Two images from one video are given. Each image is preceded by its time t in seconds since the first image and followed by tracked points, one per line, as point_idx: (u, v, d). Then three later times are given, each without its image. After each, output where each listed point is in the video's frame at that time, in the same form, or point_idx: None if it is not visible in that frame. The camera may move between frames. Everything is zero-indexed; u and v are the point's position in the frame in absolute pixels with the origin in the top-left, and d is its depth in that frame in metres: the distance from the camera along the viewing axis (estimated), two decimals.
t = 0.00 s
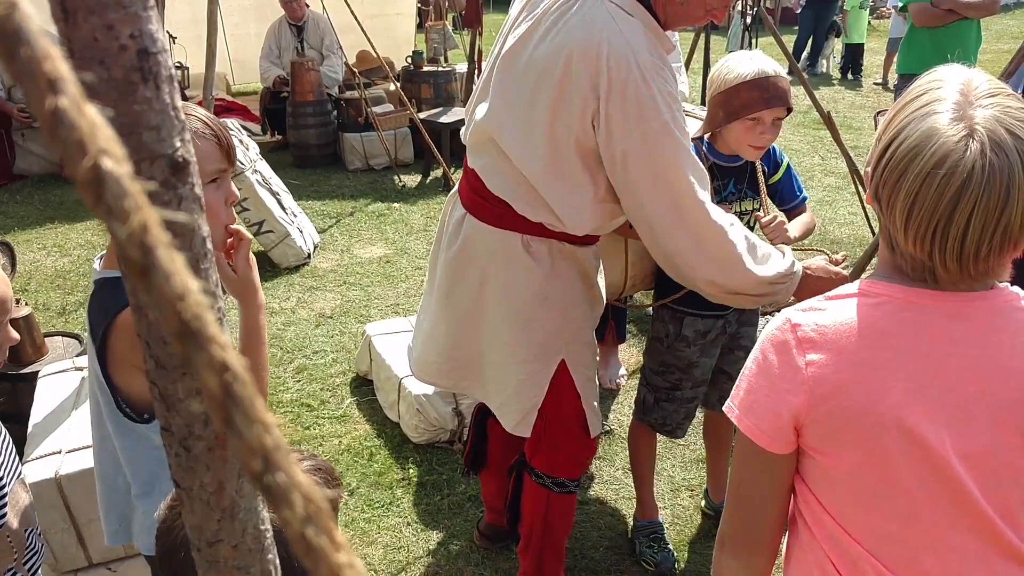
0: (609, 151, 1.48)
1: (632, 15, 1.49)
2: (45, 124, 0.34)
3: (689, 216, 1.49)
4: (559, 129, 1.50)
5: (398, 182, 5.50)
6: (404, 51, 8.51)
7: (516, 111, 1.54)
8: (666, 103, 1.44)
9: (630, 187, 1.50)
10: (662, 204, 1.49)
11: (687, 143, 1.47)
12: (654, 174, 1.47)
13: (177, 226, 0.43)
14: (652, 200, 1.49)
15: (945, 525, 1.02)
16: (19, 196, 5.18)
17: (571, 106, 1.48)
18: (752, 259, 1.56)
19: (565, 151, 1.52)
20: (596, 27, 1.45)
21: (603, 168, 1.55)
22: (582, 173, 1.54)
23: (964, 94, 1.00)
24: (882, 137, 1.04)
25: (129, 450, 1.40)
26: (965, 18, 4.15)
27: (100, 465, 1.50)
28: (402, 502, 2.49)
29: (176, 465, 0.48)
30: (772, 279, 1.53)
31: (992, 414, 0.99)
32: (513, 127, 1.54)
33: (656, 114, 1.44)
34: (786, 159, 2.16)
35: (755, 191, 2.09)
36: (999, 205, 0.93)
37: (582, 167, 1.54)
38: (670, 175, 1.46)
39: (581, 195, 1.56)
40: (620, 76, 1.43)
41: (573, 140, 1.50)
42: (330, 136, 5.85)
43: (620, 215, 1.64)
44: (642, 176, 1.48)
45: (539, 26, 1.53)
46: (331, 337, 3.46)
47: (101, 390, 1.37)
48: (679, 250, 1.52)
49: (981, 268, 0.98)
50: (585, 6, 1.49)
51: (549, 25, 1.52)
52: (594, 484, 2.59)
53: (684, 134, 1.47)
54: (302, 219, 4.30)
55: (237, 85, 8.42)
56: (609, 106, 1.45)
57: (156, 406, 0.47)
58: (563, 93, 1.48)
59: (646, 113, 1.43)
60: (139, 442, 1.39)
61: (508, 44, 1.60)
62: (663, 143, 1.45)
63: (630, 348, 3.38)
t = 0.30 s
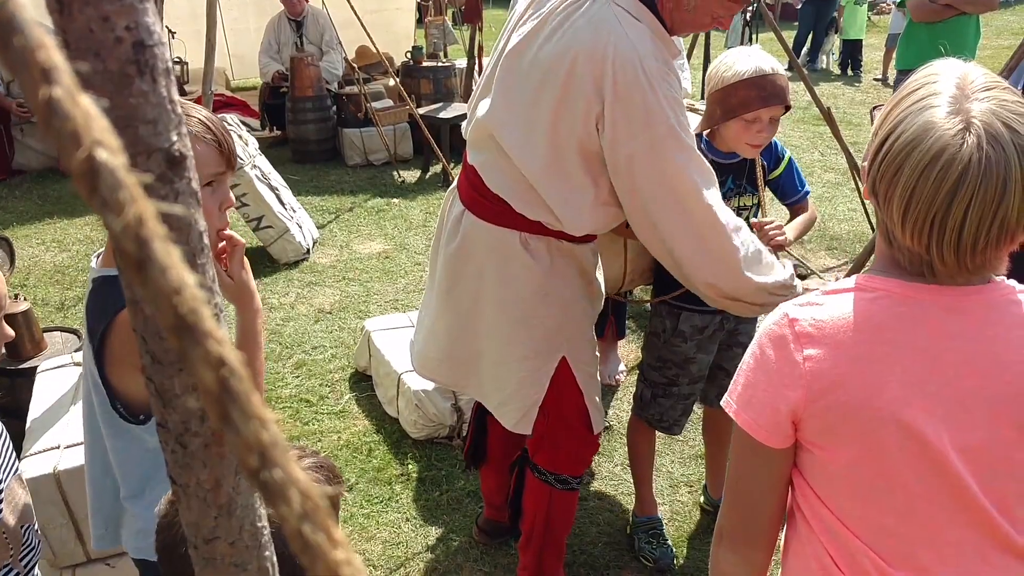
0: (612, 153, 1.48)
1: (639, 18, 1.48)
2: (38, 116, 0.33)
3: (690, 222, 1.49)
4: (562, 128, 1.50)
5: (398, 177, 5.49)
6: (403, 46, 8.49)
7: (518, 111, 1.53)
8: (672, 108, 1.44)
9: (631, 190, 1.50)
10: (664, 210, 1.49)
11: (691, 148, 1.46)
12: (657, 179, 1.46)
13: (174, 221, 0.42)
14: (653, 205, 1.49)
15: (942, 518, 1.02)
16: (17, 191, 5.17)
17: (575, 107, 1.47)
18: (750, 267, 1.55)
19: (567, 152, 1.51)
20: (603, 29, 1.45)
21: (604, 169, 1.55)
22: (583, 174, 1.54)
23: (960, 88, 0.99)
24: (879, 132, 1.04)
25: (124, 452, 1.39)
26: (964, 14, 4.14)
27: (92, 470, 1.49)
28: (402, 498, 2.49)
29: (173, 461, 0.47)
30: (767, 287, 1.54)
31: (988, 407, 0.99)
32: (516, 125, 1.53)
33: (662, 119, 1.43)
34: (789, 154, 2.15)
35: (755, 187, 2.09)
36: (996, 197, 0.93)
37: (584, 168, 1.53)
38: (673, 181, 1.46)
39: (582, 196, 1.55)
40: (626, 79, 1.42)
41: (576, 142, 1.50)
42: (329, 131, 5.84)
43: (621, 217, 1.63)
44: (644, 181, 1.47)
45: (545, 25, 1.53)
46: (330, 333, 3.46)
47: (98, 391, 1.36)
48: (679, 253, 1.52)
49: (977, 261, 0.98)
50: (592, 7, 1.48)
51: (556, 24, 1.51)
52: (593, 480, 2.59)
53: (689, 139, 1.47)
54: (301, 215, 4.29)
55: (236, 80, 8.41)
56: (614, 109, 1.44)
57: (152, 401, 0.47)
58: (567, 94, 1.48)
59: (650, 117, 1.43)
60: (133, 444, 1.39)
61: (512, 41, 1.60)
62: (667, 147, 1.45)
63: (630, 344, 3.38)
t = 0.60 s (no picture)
0: (611, 161, 1.47)
1: (646, 30, 1.47)
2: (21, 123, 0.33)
3: (688, 238, 1.47)
4: (563, 133, 1.50)
5: (396, 175, 5.49)
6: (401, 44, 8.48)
7: (520, 113, 1.53)
8: (674, 121, 1.44)
9: (628, 198, 1.49)
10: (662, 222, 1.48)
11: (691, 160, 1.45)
12: (656, 191, 1.46)
13: (168, 229, 0.42)
14: (650, 213, 1.47)
15: (940, 518, 1.02)
16: (15, 187, 5.16)
17: (578, 113, 1.47)
18: (751, 289, 1.50)
19: (567, 157, 1.51)
20: (609, 38, 1.44)
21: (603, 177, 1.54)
22: (580, 180, 1.54)
23: (956, 87, 1.00)
24: (876, 132, 1.04)
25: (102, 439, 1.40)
26: (962, 12, 4.14)
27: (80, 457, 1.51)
28: (400, 496, 2.49)
29: (168, 464, 0.48)
30: (769, 311, 1.48)
31: (985, 408, 1.00)
32: (516, 126, 1.53)
33: (665, 131, 1.43)
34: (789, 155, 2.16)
35: (754, 186, 2.09)
36: (993, 196, 0.93)
37: (582, 173, 1.53)
38: (672, 194, 1.45)
39: (580, 202, 1.55)
40: (630, 89, 1.42)
41: (576, 147, 1.50)
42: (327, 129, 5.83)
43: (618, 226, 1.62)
44: (643, 192, 1.47)
45: (553, 29, 1.52)
46: (328, 331, 3.46)
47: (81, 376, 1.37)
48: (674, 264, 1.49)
49: (976, 260, 0.98)
50: (600, 16, 1.47)
51: (563, 29, 1.50)
52: (591, 478, 2.59)
53: (691, 152, 1.46)
54: (299, 212, 4.29)
55: (234, 77, 8.39)
56: (615, 117, 1.44)
57: (147, 404, 0.46)
58: (569, 99, 1.48)
59: (653, 127, 1.42)
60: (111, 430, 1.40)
61: (518, 43, 1.59)
62: (668, 159, 1.44)
63: (628, 342, 3.38)
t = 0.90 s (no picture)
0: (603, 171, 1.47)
1: (647, 44, 1.45)
2: None
3: (676, 255, 1.47)
4: (557, 140, 1.49)
5: (393, 173, 5.48)
6: (398, 41, 8.46)
7: (515, 117, 1.53)
8: (667, 136, 1.43)
9: (619, 208, 1.49)
10: (651, 236, 1.47)
11: (683, 176, 1.45)
12: (647, 204, 1.45)
13: (154, 235, 0.45)
14: (639, 225, 1.47)
15: (933, 519, 1.03)
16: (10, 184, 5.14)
17: (573, 121, 1.47)
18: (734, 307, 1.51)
19: (561, 163, 1.51)
20: (607, 48, 1.44)
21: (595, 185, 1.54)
22: (573, 187, 1.54)
23: (950, 88, 1.00)
24: (871, 134, 1.03)
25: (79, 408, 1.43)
26: (957, 10, 4.14)
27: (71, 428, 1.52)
28: (396, 495, 2.49)
29: (156, 472, 0.48)
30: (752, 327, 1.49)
31: (981, 409, 1.00)
32: (511, 131, 1.53)
33: (658, 144, 1.42)
34: (785, 155, 2.17)
35: (750, 184, 2.10)
36: (988, 198, 0.93)
37: (574, 181, 1.53)
38: (663, 208, 1.44)
39: (572, 207, 1.56)
40: (625, 100, 1.41)
41: (570, 153, 1.50)
42: (324, 126, 5.82)
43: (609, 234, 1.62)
44: (633, 205, 1.46)
45: (552, 34, 1.52)
46: (324, 329, 3.46)
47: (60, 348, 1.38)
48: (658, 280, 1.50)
49: (971, 261, 0.98)
50: (600, 26, 1.46)
51: (563, 35, 1.50)
52: (587, 477, 2.59)
53: (683, 166, 1.45)
54: (295, 210, 4.28)
55: (231, 74, 8.36)
56: (609, 128, 1.43)
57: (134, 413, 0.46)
58: (565, 106, 1.47)
59: (646, 141, 1.42)
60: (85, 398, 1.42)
61: (517, 45, 1.59)
62: (660, 174, 1.43)
63: (625, 341, 3.38)
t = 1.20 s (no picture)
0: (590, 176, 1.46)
1: (643, 50, 1.44)
2: None
3: (649, 271, 1.44)
4: (549, 140, 1.49)
5: (388, 170, 5.47)
6: (394, 38, 8.43)
7: (511, 118, 1.53)
8: (654, 146, 1.41)
9: (602, 215, 1.47)
10: (629, 243, 1.44)
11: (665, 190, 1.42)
12: (628, 215, 1.42)
13: (134, 238, 0.48)
14: (617, 236, 1.45)
15: (924, 519, 1.03)
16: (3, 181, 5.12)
17: (565, 122, 1.46)
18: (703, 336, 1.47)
19: (553, 166, 1.51)
20: (603, 52, 1.43)
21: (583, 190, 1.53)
22: (561, 190, 1.53)
23: (942, 89, 1.00)
24: (863, 134, 1.03)
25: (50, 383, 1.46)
26: (953, 9, 4.15)
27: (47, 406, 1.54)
28: (390, 493, 2.49)
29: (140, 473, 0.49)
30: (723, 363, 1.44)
31: (972, 410, 1.00)
32: (506, 128, 1.53)
33: (643, 154, 1.40)
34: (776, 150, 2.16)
35: (740, 181, 2.10)
36: (979, 199, 0.94)
37: (563, 183, 1.52)
38: (642, 220, 1.42)
39: (560, 209, 1.55)
40: (615, 106, 1.40)
41: (561, 155, 1.49)
42: (319, 124, 5.81)
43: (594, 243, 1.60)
44: (615, 211, 1.44)
45: (552, 35, 1.51)
46: (318, 327, 3.45)
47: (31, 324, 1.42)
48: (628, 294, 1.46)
49: (961, 262, 0.98)
50: (598, 30, 1.46)
51: (562, 37, 1.49)
52: (581, 475, 2.59)
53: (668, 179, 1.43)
54: (289, 208, 4.28)
55: (226, 71, 8.32)
56: (598, 133, 1.42)
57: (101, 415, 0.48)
58: (558, 108, 1.47)
59: (631, 150, 1.40)
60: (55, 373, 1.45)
61: (518, 44, 1.58)
62: (643, 185, 1.41)
63: (619, 339, 3.38)
